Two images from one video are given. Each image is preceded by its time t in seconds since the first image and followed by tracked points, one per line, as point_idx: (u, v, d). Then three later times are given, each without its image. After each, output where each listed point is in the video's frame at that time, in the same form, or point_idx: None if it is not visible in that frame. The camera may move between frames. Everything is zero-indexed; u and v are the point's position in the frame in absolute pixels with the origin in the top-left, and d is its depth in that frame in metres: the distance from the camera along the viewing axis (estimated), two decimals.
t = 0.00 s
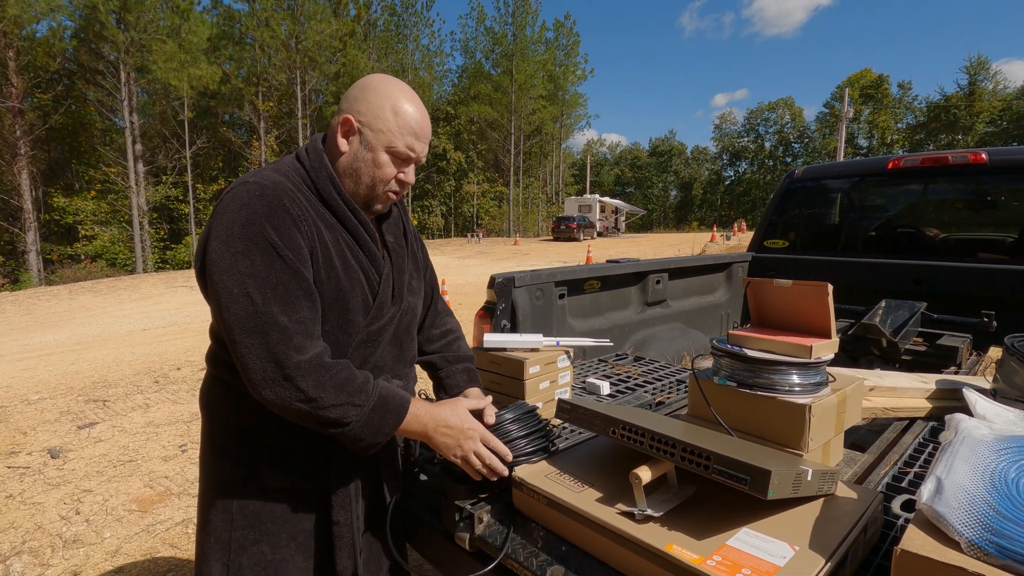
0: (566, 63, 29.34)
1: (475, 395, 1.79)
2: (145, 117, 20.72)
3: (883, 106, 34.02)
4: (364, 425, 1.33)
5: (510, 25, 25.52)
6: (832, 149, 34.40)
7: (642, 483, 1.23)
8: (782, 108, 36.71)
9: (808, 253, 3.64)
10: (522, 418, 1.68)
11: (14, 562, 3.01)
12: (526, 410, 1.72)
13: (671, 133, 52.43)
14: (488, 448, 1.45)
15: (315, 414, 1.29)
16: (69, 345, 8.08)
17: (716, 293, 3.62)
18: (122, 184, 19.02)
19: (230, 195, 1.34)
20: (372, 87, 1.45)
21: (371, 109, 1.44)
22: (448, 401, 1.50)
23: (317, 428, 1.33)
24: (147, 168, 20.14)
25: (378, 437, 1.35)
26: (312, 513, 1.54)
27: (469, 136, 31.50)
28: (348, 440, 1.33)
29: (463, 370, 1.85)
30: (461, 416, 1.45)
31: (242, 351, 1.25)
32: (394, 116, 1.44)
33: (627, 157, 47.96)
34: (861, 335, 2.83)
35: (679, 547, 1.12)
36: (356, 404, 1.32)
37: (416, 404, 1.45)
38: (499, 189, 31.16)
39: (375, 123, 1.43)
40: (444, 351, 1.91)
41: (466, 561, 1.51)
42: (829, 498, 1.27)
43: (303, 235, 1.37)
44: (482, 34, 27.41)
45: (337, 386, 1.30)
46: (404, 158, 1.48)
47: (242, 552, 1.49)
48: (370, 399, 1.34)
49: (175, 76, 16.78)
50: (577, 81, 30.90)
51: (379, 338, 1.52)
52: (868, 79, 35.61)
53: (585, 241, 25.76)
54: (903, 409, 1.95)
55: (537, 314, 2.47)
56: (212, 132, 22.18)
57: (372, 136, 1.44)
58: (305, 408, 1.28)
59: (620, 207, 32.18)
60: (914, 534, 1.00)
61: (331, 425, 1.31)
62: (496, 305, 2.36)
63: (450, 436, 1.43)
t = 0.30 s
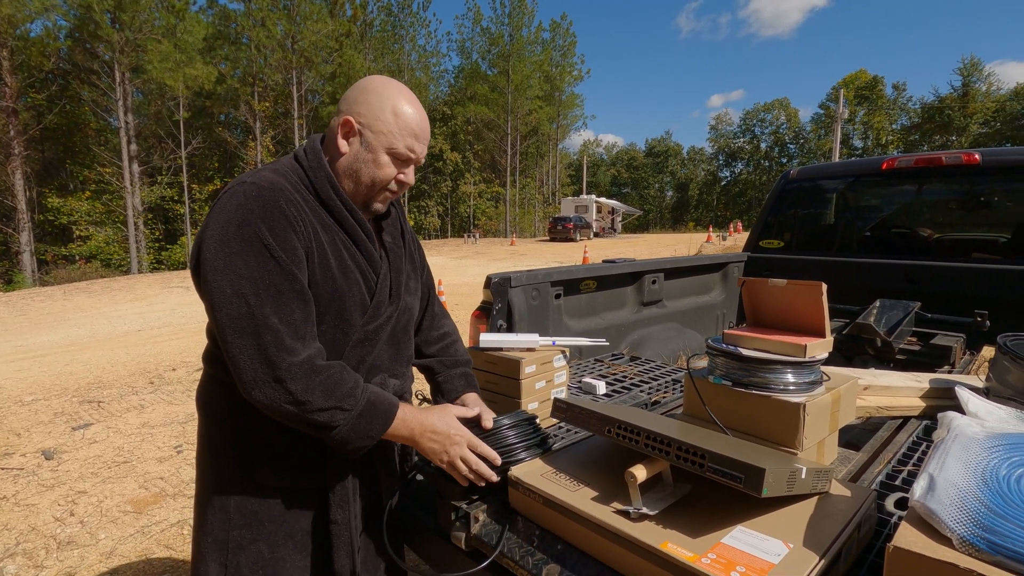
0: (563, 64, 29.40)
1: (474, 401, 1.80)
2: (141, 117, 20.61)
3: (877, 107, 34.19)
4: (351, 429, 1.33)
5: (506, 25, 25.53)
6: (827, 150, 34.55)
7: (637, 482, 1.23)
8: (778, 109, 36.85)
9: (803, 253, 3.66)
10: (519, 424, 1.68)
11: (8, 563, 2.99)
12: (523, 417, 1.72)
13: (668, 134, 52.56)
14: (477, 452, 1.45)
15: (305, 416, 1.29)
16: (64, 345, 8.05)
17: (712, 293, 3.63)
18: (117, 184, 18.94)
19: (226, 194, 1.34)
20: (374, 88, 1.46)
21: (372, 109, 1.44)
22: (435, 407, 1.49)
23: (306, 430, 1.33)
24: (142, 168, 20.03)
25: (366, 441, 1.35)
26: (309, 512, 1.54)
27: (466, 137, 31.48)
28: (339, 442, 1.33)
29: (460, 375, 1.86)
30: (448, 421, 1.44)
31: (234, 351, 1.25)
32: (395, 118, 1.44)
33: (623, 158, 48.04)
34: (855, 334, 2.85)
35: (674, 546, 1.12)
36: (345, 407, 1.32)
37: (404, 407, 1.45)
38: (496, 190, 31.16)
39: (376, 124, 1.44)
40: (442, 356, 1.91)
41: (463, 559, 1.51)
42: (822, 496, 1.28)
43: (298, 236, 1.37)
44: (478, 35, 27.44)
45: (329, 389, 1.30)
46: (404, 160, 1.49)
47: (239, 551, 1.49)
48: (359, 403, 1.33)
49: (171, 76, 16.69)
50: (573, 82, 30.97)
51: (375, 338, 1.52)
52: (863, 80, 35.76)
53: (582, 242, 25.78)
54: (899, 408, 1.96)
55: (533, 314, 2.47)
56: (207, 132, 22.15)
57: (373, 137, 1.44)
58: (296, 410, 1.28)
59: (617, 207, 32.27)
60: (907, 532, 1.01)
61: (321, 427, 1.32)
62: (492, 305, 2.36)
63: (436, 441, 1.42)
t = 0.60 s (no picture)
0: (559, 65, 29.44)
1: (479, 397, 1.84)
2: (136, 117, 20.52)
3: (873, 108, 34.31)
4: (343, 434, 1.32)
5: (504, 26, 25.52)
6: (824, 151, 34.65)
7: (634, 484, 1.23)
8: (774, 110, 36.95)
9: (798, 254, 3.67)
10: (516, 426, 1.68)
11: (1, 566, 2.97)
12: (520, 419, 1.72)
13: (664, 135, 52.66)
14: (469, 461, 1.43)
15: (295, 420, 1.28)
16: (58, 347, 8.00)
17: (708, 294, 3.63)
18: (112, 185, 18.83)
19: (221, 195, 1.33)
20: (375, 93, 1.45)
21: (374, 116, 1.44)
22: (428, 412, 1.49)
23: (297, 433, 1.32)
24: (138, 168, 19.92)
25: (357, 445, 1.34)
26: (304, 514, 1.53)
27: (462, 137, 31.46)
28: (330, 446, 1.32)
29: (462, 371, 1.85)
30: (442, 428, 1.44)
31: (226, 353, 1.25)
32: (397, 128, 1.45)
33: (620, 158, 48.11)
34: (850, 335, 2.86)
35: (670, 548, 1.12)
36: (337, 411, 1.31)
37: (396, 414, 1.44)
38: (493, 190, 31.13)
39: (379, 132, 1.44)
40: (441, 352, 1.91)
41: (459, 561, 1.50)
42: (818, 497, 1.28)
43: (293, 238, 1.36)
44: (475, 35, 27.44)
45: (322, 393, 1.30)
46: (404, 167, 1.49)
47: (233, 553, 1.48)
48: (351, 408, 1.32)
49: (166, 76, 16.60)
50: (570, 82, 31.01)
51: (370, 339, 1.52)
52: (859, 81, 35.88)
53: (579, 242, 25.78)
54: (894, 409, 1.96)
55: (529, 315, 2.47)
56: (203, 132, 22.10)
57: (374, 143, 1.44)
58: (286, 413, 1.27)
59: (614, 208, 32.33)
60: (902, 533, 1.01)
61: (311, 431, 1.30)
62: (488, 306, 2.36)
63: (429, 449, 1.42)
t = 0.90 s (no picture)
0: (556, 68, 29.58)
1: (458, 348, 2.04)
2: (132, 119, 20.45)
3: (867, 112, 34.53)
4: (303, 449, 1.29)
5: (500, 29, 25.58)
6: (818, 154, 34.83)
7: (631, 488, 1.23)
8: (769, 113, 37.14)
9: (794, 257, 3.69)
10: (513, 430, 1.69)
11: None
12: (517, 423, 1.74)
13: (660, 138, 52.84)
14: (429, 491, 1.33)
15: (257, 433, 1.27)
16: (52, 350, 7.95)
17: (704, 297, 3.64)
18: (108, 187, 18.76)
19: (215, 200, 1.33)
20: (382, 108, 1.45)
21: (381, 133, 1.43)
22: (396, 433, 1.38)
23: (260, 446, 1.31)
24: (133, 171, 19.89)
25: (316, 462, 1.30)
26: (303, 516, 1.53)
27: (459, 140, 31.48)
28: (290, 460, 1.29)
29: (440, 336, 2.06)
30: (402, 452, 1.32)
31: (200, 359, 1.24)
32: (406, 148, 1.44)
33: (616, 161, 48.25)
34: (846, 338, 2.86)
35: (668, 551, 1.12)
36: (294, 427, 1.28)
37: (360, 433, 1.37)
38: (489, 193, 31.12)
39: (386, 151, 1.44)
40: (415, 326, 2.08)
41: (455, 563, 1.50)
42: (815, 500, 1.29)
43: (284, 248, 1.36)
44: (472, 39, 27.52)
45: (288, 407, 1.28)
46: (407, 185, 1.50)
47: (230, 559, 1.47)
48: (310, 424, 1.30)
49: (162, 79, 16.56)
50: (566, 86, 31.12)
51: (367, 344, 1.52)
52: (854, 85, 36.09)
53: (575, 245, 25.81)
54: (890, 412, 1.97)
55: (527, 319, 2.47)
56: (199, 135, 22.09)
57: (380, 161, 1.44)
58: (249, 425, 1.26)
59: (610, 211, 32.40)
60: (900, 536, 1.01)
61: (273, 445, 1.29)
62: (486, 309, 2.36)
63: (388, 472, 1.32)
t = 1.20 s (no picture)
0: (551, 73, 29.76)
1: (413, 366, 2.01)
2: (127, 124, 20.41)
3: (860, 117, 34.79)
4: (265, 474, 1.27)
5: (496, 35, 25.70)
6: (812, 159, 35.05)
7: (626, 493, 1.22)
8: (763, 119, 37.36)
9: (789, 262, 3.70)
10: (507, 439, 1.70)
11: None
12: (510, 432, 1.74)
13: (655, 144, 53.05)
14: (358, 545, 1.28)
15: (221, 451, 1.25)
16: (44, 355, 7.89)
17: (699, 301, 3.64)
18: (102, 192, 18.68)
19: (206, 204, 1.32)
20: (381, 119, 1.44)
21: (380, 145, 1.42)
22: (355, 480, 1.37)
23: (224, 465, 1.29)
24: (128, 175, 19.82)
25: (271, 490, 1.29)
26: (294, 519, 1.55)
27: (455, 145, 31.53)
28: (246, 484, 1.27)
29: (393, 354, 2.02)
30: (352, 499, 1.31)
31: (175, 369, 1.22)
32: (405, 160, 1.44)
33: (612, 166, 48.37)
34: (841, 342, 2.87)
35: (662, 559, 1.11)
36: (252, 452, 1.26)
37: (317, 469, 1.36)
38: (485, 198, 31.14)
39: (384, 162, 1.43)
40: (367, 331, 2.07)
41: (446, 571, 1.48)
42: (810, 505, 1.28)
43: (275, 256, 1.34)
44: (468, 44, 27.63)
45: (253, 427, 1.27)
46: (404, 197, 1.49)
47: (221, 566, 1.47)
48: (269, 452, 1.27)
49: (158, 83, 16.55)
50: (562, 91, 31.27)
51: (360, 349, 1.52)
52: (847, 91, 36.37)
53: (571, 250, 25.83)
54: (885, 415, 1.97)
55: (521, 323, 2.46)
56: (194, 139, 22.07)
57: (378, 173, 1.43)
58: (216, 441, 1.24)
59: (605, 215, 32.46)
60: (896, 543, 1.00)
61: (233, 466, 1.27)
62: (479, 314, 2.34)
63: (327, 517, 1.30)
